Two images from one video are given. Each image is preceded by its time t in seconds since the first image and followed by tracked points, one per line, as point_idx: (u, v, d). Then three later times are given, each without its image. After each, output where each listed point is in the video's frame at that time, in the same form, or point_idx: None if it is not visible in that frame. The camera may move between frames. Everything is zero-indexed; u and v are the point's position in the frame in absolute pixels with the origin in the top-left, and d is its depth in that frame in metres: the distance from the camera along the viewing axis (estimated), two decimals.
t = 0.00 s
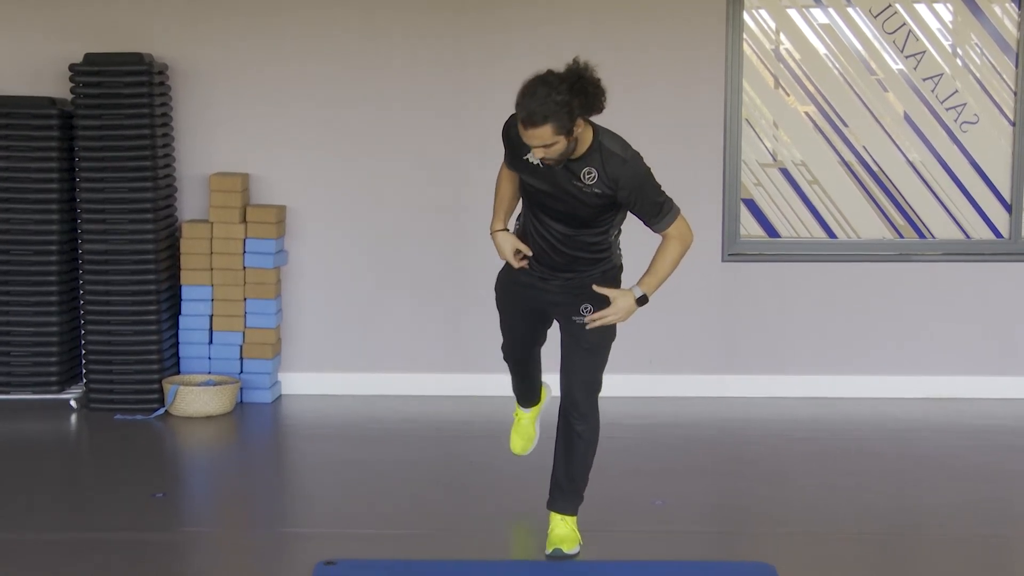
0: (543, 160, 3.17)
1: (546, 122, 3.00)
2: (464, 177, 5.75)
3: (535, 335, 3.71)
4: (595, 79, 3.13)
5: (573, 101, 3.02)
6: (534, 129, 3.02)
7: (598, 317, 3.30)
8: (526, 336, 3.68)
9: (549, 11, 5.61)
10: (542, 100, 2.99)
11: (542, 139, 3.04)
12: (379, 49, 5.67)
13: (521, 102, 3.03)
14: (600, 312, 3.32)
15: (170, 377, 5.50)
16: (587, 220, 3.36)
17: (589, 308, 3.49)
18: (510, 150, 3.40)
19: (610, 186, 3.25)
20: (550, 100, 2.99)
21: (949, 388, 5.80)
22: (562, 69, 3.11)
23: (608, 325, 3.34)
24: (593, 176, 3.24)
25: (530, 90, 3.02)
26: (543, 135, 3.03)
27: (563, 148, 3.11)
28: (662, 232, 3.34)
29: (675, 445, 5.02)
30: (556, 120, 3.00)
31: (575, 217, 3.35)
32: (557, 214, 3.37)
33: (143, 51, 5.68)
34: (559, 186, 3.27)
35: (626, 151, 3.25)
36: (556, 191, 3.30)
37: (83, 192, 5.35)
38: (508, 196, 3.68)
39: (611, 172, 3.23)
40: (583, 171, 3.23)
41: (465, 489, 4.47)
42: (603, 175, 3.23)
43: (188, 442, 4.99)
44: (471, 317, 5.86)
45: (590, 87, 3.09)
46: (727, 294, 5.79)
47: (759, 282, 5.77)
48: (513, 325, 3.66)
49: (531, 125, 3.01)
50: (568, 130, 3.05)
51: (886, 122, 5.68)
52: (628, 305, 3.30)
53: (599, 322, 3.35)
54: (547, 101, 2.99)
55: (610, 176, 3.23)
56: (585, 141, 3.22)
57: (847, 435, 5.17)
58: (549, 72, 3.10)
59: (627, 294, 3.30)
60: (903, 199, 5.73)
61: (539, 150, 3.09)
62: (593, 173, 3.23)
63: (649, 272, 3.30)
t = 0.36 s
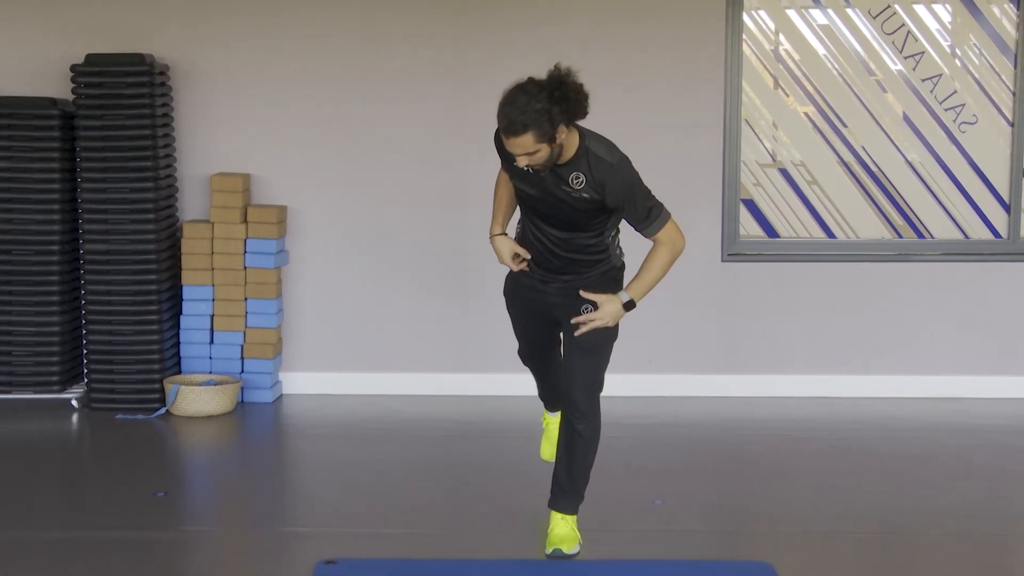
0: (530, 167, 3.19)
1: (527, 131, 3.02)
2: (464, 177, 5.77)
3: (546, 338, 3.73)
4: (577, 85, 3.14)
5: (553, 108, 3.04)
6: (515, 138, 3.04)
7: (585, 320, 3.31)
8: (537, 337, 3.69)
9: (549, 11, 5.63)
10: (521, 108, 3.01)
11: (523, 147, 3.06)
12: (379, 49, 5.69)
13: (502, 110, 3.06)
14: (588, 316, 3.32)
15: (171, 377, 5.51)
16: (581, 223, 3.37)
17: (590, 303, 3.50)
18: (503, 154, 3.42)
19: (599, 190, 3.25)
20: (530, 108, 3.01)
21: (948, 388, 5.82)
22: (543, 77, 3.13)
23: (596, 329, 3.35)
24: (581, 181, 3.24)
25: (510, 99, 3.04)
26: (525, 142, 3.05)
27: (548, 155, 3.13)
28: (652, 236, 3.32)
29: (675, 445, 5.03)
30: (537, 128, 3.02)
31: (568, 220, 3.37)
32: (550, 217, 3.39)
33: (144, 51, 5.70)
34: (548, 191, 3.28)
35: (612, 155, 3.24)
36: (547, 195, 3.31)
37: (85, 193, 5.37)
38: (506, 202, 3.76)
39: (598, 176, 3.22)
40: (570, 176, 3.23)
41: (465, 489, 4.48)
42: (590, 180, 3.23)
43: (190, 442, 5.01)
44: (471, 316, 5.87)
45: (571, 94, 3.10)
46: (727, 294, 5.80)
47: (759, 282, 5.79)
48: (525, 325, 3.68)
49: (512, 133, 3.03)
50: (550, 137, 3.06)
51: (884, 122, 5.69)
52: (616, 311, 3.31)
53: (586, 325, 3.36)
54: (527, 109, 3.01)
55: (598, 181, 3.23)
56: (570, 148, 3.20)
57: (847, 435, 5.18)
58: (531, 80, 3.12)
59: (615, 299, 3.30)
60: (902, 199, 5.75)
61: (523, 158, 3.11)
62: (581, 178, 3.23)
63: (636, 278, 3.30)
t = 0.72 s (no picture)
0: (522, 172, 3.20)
1: (515, 136, 3.04)
2: (464, 177, 5.78)
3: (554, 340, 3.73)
4: (564, 88, 3.17)
5: (541, 112, 3.06)
6: (505, 144, 3.05)
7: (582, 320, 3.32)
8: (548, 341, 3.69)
9: (548, 12, 5.64)
10: (507, 114, 3.03)
11: (511, 152, 3.08)
12: (379, 50, 5.70)
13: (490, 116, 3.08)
14: (585, 315, 3.34)
15: (172, 376, 5.53)
16: (577, 224, 3.39)
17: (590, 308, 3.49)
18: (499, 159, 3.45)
19: (593, 191, 3.27)
20: (517, 113, 3.03)
21: (948, 388, 5.83)
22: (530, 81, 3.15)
23: (594, 330, 3.36)
24: (575, 183, 3.26)
25: (498, 106, 3.06)
26: (515, 148, 3.06)
27: (539, 159, 3.14)
28: (648, 236, 3.33)
29: (674, 444, 5.05)
30: (526, 133, 3.04)
31: (565, 222, 3.38)
32: (547, 220, 3.41)
33: (144, 51, 5.71)
34: (542, 194, 3.30)
35: (604, 156, 3.27)
36: (542, 199, 3.33)
37: (86, 193, 5.38)
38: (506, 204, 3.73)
39: (592, 178, 3.25)
40: (564, 178, 3.25)
41: (466, 489, 4.49)
42: (584, 181, 3.25)
43: (191, 441, 5.02)
44: (471, 316, 5.89)
45: (558, 97, 3.14)
46: (726, 293, 5.82)
47: (758, 282, 5.80)
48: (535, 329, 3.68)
49: (501, 139, 3.05)
50: (539, 141, 3.08)
51: (883, 123, 5.71)
52: (612, 311, 3.31)
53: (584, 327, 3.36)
54: (515, 114, 3.03)
55: (591, 182, 3.25)
56: (561, 151, 3.23)
57: (847, 435, 5.20)
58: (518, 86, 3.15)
59: (612, 299, 3.32)
60: (901, 199, 5.77)
61: (512, 163, 3.12)
62: (574, 180, 3.25)
63: (632, 280, 3.33)
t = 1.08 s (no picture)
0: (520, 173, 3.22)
1: (516, 138, 3.05)
2: (464, 176, 5.80)
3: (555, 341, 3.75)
4: (558, 87, 3.19)
5: (539, 113, 3.08)
6: (506, 146, 3.07)
7: (589, 320, 3.33)
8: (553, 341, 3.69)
9: (548, 12, 5.66)
10: (505, 116, 3.04)
11: (510, 154, 3.09)
12: (380, 50, 5.72)
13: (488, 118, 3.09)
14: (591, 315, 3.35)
15: (174, 376, 5.55)
16: (576, 223, 3.41)
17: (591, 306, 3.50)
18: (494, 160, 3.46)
19: (590, 190, 3.28)
20: (517, 116, 3.04)
21: (946, 388, 5.85)
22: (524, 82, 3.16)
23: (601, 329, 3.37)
24: (572, 182, 3.27)
25: (496, 109, 3.07)
26: (516, 150, 3.08)
27: (538, 159, 3.17)
28: (647, 232, 3.34)
29: (674, 444, 5.07)
30: (526, 134, 3.06)
31: (563, 221, 3.40)
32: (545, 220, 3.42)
33: (144, 51, 5.73)
34: (540, 195, 3.32)
35: (600, 155, 3.28)
36: (539, 199, 3.34)
37: (87, 193, 5.40)
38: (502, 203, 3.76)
39: (589, 177, 3.26)
40: (562, 178, 3.27)
41: (467, 488, 4.51)
42: (581, 181, 3.27)
43: (192, 441, 5.04)
44: (471, 316, 5.90)
45: (554, 97, 3.15)
46: (725, 293, 5.84)
47: (757, 281, 5.82)
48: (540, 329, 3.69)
49: (501, 142, 3.06)
50: (539, 141, 3.10)
51: (882, 123, 5.73)
52: (617, 308, 3.32)
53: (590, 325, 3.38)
54: (514, 117, 3.04)
55: (588, 181, 3.27)
56: (558, 151, 3.25)
57: (846, 434, 5.22)
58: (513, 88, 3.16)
59: (615, 297, 3.33)
60: (899, 200, 5.80)
61: (511, 164, 3.14)
62: (572, 179, 3.27)
63: (634, 277, 3.35)
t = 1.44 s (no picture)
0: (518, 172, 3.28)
1: (513, 137, 3.11)
2: (464, 177, 5.87)
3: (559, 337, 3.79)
4: (552, 86, 3.25)
5: (533, 112, 3.14)
6: (503, 146, 3.13)
7: (584, 318, 3.39)
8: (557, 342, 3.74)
9: (547, 14, 5.72)
10: (500, 115, 3.10)
11: (507, 152, 3.15)
12: (381, 52, 5.78)
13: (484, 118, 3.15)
14: (587, 314, 3.41)
15: (178, 374, 5.61)
16: (574, 223, 3.46)
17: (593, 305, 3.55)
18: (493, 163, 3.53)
19: (587, 189, 3.34)
20: (512, 115, 3.10)
21: (941, 386, 5.92)
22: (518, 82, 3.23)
23: (597, 327, 3.43)
24: (568, 181, 3.33)
25: (492, 109, 3.12)
26: (514, 149, 3.14)
27: (536, 157, 3.23)
28: (641, 230, 3.39)
29: (672, 441, 5.14)
30: (522, 133, 3.12)
31: (562, 221, 3.45)
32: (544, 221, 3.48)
33: (149, 53, 5.79)
34: (537, 195, 3.38)
35: (595, 153, 3.35)
36: (537, 199, 3.40)
37: (93, 194, 5.46)
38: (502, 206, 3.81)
39: (585, 175, 3.33)
40: (558, 177, 3.33)
41: (469, 485, 4.58)
42: (577, 179, 3.33)
43: (196, 439, 5.10)
44: (471, 315, 5.97)
45: (548, 95, 3.21)
46: (722, 292, 5.90)
47: (755, 281, 5.89)
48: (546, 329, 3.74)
49: (498, 142, 3.12)
50: (535, 139, 3.16)
51: (877, 125, 5.81)
52: (611, 305, 3.39)
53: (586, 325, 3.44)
54: (510, 117, 3.09)
55: (585, 180, 3.33)
56: (554, 149, 3.32)
57: (842, 431, 5.29)
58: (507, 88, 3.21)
59: (609, 293, 3.39)
60: (894, 200, 5.87)
61: (508, 162, 3.19)
62: (568, 178, 3.33)
63: (629, 271, 3.40)
